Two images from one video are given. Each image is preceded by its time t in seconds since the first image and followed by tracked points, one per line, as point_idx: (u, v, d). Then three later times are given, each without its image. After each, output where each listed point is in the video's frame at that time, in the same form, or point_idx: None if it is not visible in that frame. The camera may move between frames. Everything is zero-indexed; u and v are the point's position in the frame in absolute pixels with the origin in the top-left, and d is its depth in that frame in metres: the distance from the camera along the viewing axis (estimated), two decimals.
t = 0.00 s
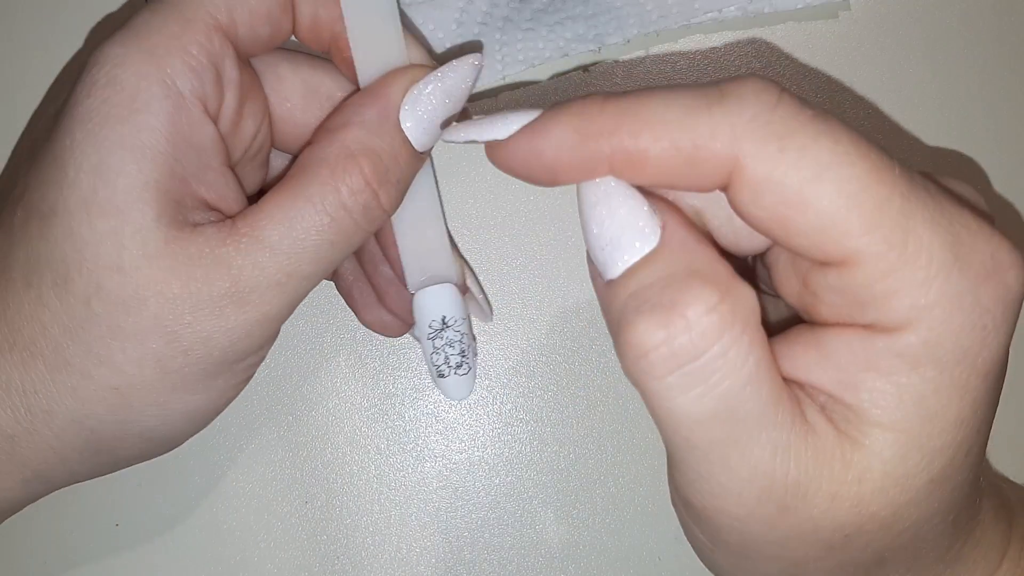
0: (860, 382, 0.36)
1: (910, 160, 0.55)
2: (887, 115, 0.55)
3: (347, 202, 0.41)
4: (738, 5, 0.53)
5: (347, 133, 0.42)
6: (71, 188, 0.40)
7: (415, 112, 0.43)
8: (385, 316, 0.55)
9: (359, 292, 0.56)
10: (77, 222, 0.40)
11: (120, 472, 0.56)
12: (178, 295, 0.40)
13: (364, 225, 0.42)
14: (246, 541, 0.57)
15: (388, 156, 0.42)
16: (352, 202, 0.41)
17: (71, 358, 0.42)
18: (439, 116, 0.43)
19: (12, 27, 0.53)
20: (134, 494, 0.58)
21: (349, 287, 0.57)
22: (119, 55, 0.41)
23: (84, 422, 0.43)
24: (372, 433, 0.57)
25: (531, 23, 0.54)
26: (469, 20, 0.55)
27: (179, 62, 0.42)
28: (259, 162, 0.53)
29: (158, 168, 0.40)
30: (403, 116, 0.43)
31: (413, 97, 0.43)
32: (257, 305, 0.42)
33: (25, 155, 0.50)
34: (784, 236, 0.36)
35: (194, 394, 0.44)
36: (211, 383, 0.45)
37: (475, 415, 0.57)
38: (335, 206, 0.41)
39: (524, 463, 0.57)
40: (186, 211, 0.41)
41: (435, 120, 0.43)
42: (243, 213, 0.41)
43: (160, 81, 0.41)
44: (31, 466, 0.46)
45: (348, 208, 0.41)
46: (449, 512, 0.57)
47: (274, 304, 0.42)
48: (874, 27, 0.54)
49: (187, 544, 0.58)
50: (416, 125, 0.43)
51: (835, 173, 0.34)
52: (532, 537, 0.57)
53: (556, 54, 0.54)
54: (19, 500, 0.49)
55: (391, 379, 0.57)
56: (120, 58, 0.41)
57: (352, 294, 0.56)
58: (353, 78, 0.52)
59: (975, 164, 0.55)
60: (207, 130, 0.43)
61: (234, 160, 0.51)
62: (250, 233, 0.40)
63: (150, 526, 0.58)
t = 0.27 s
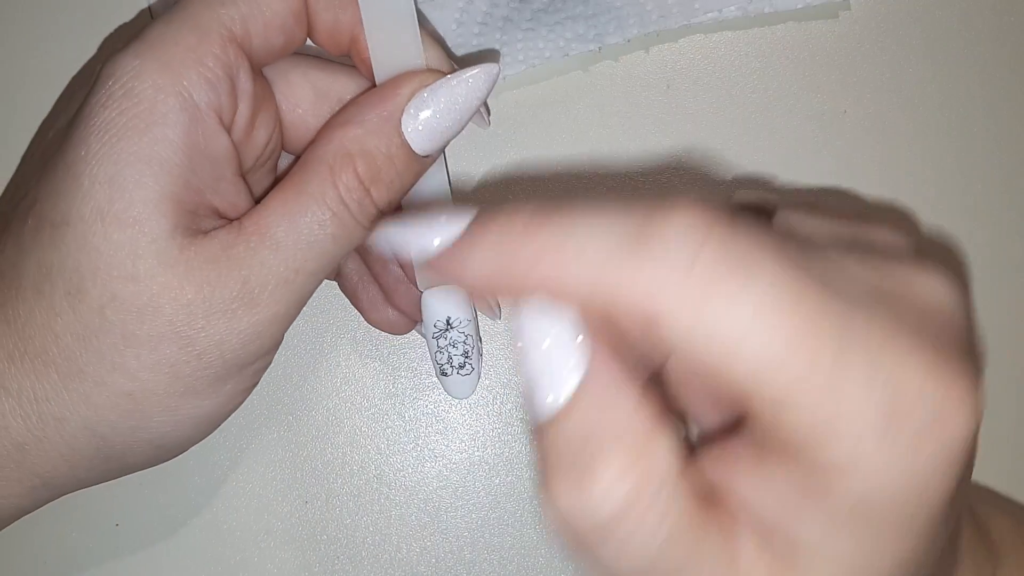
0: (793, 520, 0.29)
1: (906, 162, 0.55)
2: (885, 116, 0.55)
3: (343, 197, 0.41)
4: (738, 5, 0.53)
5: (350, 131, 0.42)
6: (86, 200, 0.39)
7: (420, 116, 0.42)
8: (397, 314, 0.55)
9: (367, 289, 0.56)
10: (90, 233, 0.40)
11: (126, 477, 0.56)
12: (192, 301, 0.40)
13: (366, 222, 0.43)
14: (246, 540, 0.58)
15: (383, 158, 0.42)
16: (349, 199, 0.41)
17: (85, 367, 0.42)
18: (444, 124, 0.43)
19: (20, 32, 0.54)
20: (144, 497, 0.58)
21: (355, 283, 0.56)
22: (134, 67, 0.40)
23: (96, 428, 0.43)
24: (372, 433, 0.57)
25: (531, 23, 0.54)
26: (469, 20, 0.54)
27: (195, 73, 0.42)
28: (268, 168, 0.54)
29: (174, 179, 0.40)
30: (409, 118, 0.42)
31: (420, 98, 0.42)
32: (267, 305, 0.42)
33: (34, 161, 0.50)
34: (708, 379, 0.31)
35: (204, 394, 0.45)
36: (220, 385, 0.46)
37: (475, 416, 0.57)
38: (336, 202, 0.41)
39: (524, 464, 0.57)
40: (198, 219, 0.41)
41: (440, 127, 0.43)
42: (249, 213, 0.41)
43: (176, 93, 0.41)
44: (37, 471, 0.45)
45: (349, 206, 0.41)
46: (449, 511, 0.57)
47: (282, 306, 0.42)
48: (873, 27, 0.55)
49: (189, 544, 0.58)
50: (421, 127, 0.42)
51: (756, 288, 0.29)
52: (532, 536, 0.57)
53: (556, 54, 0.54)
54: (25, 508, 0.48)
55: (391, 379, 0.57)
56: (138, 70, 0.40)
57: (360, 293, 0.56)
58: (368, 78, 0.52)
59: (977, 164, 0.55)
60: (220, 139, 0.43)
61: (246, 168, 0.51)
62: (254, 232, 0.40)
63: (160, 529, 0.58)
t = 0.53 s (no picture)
0: None
1: (907, 162, 0.55)
2: (885, 116, 0.55)
3: (345, 196, 0.41)
4: (738, 5, 0.53)
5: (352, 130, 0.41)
6: (90, 199, 0.40)
7: (421, 118, 0.42)
8: (396, 315, 0.55)
9: (368, 291, 0.56)
10: (94, 233, 0.40)
11: (129, 476, 0.57)
12: (195, 300, 0.40)
13: (364, 220, 0.43)
14: (246, 539, 0.57)
15: (383, 158, 0.42)
16: (350, 197, 0.41)
17: (88, 367, 0.42)
18: (446, 126, 0.42)
19: (26, 34, 0.54)
20: (147, 496, 0.58)
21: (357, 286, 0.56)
22: (138, 68, 0.40)
23: (99, 427, 0.44)
24: (372, 433, 0.57)
25: (531, 23, 0.54)
26: (470, 20, 0.54)
27: (200, 74, 0.41)
28: (271, 167, 0.54)
29: (177, 179, 0.40)
30: (410, 119, 0.42)
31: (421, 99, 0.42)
32: (270, 305, 0.42)
33: (38, 160, 0.50)
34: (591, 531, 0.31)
35: (207, 395, 0.45)
36: (223, 385, 0.46)
37: (475, 416, 0.57)
38: (336, 201, 0.41)
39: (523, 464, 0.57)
40: (200, 219, 0.41)
41: (442, 129, 0.42)
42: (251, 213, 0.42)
43: (179, 94, 0.40)
44: (40, 472, 0.45)
45: (350, 205, 0.41)
46: (449, 512, 0.57)
47: (284, 306, 0.42)
48: (873, 28, 0.55)
49: (191, 545, 0.58)
50: (421, 128, 0.42)
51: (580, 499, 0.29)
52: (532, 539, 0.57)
53: (556, 54, 0.55)
54: (27, 507, 0.48)
55: (391, 379, 0.57)
56: (141, 71, 0.40)
57: (362, 294, 0.56)
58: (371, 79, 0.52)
59: (980, 163, 0.55)
60: (224, 140, 0.43)
61: (248, 167, 0.51)
62: (257, 232, 0.41)
63: (162, 528, 0.58)
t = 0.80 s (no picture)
0: None
1: (906, 162, 0.55)
2: (885, 116, 0.55)
3: (346, 198, 0.41)
4: (738, 6, 0.53)
5: (352, 130, 0.41)
6: (91, 199, 0.40)
7: (420, 119, 0.42)
8: (395, 315, 0.55)
9: (367, 291, 0.56)
10: (94, 233, 0.40)
11: (129, 475, 0.57)
12: (196, 301, 0.40)
13: (365, 221, 0.43)
14: (245, 538, 0.57)
15: (383, 158, 0.42)
16: (351, 198, 0.41)
17: (88, 366, 0.42)
18: (446, 128, 0.42)
19: (28, 34, 0.54)
20: (147, 496, 0.58)
21: (355, 286, 0.56)
22: (139, 68, 0.40)
23: (99, 427, 0.44)
24: (371, 433, 0.57)
25: (531, 23, 0.54)
26: (470, 21, 0.54)
27: (201, 75, 0.41)
28: (272, 167, 0.54)
29: (178, 179, 0.40)
30: (410, 119, 0.42)
31: (422, 101, 0.42)
32: (270, 305, 0.42)
33: (39, 160, 0.50)
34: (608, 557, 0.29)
35: (208, 395, 0.45)
36: (223, 385, 0.46)
37: (475, 415, 0.57)
38: (337, 202, 0.41)
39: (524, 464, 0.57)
40: (201, 219, 0.41)
41: (442, 131, 0.42)
42: (252, 213, 0.42)
43: (180, 94, 0.41)
44: (41, 472, 0.45)
45: (350, 206, 0.41)
46: (448, 512, 0.57)
47: (286, 307, 0.43)
48: (872, 28, 0.55)
49: (191, 546, 0.58)
50: (422, 129, 0.42)
51: None
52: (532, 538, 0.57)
53: (556, 54, 0.55)
54: (28, 507, 0.48)
55: (391, 379, 0.57)
56: (142, 71, 0.40)
57: (360, 295, 0.56)
58: (372, 80, 0.52)
59: (979, 164, 0.55)
60: (225, 141, 0.43)
61: (249, 168, 0.51)
62: (258, 232, 0.41)
63: (162, 528, 0.58)
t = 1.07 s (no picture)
0: None
1: (906, 162, 0.55)
2: (885, 116, 0.55)
3: (347, 199, 0.41)
4: (738, 6, 0.53)
5: (353, 131, 0.41)
6: (93, 200, 0.40)
7: (421, 121, 0.42)
8: (395, 316, 0.55)
9: (367, 292, 0.56)
10: (96, 234, 0.40)
11: (130, 476, 0.56)
12: (197, 302, 0.40)
13: (365, 222, 0.43)
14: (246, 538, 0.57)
15: (384, 159, 0.42)
16: (352, 199, 0.41)
17: (90, 367, 0.42)
18: (446, 130, 0.42)
19: (29, 35, 0.54)
20: (148, 497, 0.58)
21: (356, 287, 0.57)
22: (140, 69, 0.40)
23: (100, 428, 0.44)
24: (372, 433, 0.57)
25: (531, 23, 0.54)
26: (470, 22, 0.54)
27: (202, 76, 0.41)
28: (273, 168, 0.54)
29: (179, 180, 0.40)
30: (410, 121, 0.42)
31: (423, 103, 0.42)
32: (271, 306, 0.42)
33: (40, 161, 0.50)
34: None
35: (208, 395, 0.45)
36: (224, 386, 0.46)
37: (475, 415, 0.57)
38: (338, 203, 0.41)
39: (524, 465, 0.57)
40: (202, 220, 0.41)
41: (442, 133, 0.42)
42: (253, 214, 0.42)
43: (182, 95, 0.41)
44: (42, 472, 0.45)
45: (351, 207, 0.41)
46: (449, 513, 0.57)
47: (287, 309, 0.43)
48: (872, 28, 0.55)
49: (192, 546, 0.58)
50: (423, 131, 0.42)
51: None
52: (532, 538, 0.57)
53: (556, 54, 0.55)
54: (29, 508, 0.48)
55: (392, 379, 0.57)
56: (143, 72, 0.40)
57: (360, 296, 0.56)
58: (373, 81, 0.52)
59: (978, 164, 0.55)
60: (226, 142, 0.43)
61: (250, 169, 0.51)
62: (259, 233, 0.41)
63: (162, 529, 0.58)
